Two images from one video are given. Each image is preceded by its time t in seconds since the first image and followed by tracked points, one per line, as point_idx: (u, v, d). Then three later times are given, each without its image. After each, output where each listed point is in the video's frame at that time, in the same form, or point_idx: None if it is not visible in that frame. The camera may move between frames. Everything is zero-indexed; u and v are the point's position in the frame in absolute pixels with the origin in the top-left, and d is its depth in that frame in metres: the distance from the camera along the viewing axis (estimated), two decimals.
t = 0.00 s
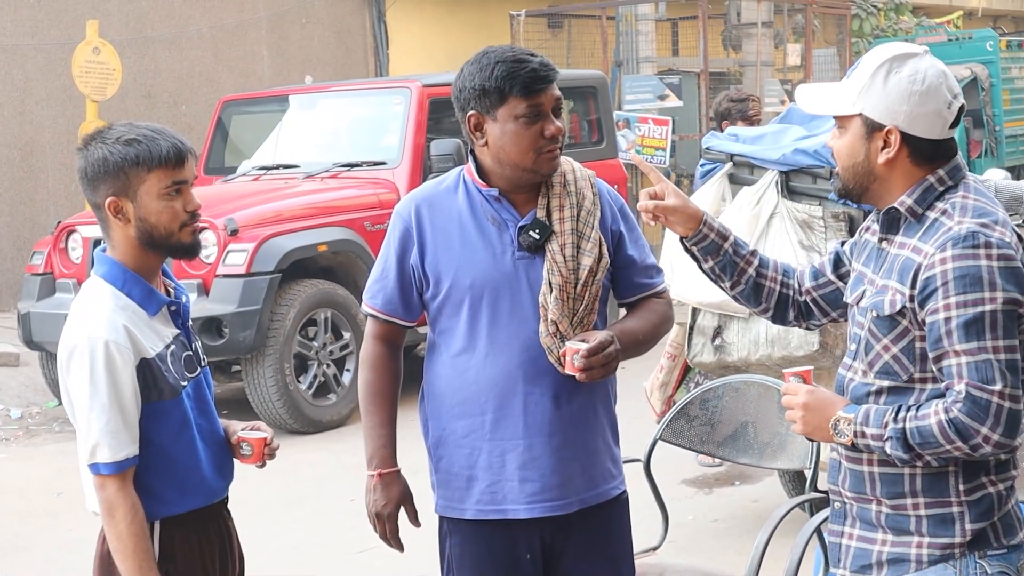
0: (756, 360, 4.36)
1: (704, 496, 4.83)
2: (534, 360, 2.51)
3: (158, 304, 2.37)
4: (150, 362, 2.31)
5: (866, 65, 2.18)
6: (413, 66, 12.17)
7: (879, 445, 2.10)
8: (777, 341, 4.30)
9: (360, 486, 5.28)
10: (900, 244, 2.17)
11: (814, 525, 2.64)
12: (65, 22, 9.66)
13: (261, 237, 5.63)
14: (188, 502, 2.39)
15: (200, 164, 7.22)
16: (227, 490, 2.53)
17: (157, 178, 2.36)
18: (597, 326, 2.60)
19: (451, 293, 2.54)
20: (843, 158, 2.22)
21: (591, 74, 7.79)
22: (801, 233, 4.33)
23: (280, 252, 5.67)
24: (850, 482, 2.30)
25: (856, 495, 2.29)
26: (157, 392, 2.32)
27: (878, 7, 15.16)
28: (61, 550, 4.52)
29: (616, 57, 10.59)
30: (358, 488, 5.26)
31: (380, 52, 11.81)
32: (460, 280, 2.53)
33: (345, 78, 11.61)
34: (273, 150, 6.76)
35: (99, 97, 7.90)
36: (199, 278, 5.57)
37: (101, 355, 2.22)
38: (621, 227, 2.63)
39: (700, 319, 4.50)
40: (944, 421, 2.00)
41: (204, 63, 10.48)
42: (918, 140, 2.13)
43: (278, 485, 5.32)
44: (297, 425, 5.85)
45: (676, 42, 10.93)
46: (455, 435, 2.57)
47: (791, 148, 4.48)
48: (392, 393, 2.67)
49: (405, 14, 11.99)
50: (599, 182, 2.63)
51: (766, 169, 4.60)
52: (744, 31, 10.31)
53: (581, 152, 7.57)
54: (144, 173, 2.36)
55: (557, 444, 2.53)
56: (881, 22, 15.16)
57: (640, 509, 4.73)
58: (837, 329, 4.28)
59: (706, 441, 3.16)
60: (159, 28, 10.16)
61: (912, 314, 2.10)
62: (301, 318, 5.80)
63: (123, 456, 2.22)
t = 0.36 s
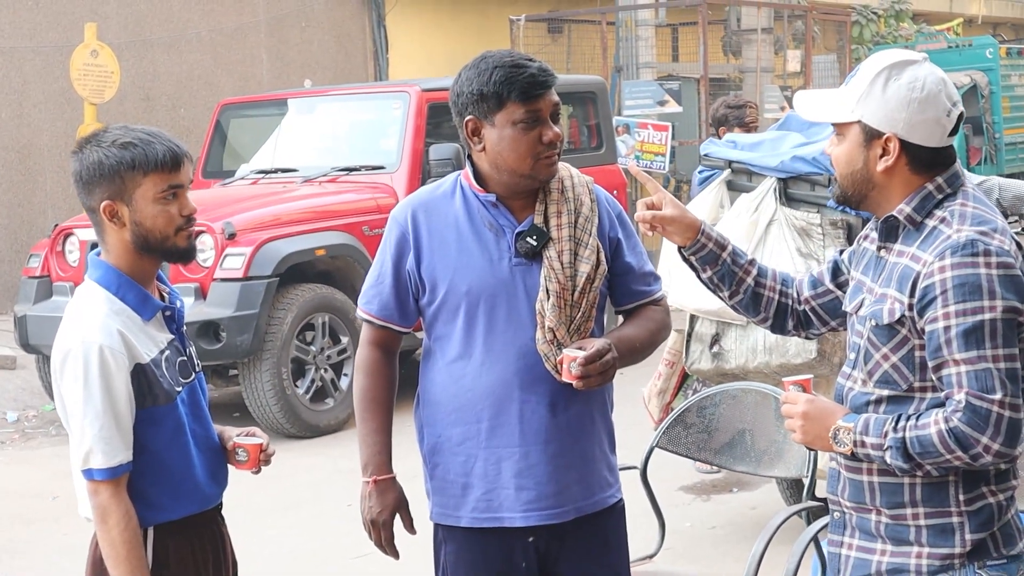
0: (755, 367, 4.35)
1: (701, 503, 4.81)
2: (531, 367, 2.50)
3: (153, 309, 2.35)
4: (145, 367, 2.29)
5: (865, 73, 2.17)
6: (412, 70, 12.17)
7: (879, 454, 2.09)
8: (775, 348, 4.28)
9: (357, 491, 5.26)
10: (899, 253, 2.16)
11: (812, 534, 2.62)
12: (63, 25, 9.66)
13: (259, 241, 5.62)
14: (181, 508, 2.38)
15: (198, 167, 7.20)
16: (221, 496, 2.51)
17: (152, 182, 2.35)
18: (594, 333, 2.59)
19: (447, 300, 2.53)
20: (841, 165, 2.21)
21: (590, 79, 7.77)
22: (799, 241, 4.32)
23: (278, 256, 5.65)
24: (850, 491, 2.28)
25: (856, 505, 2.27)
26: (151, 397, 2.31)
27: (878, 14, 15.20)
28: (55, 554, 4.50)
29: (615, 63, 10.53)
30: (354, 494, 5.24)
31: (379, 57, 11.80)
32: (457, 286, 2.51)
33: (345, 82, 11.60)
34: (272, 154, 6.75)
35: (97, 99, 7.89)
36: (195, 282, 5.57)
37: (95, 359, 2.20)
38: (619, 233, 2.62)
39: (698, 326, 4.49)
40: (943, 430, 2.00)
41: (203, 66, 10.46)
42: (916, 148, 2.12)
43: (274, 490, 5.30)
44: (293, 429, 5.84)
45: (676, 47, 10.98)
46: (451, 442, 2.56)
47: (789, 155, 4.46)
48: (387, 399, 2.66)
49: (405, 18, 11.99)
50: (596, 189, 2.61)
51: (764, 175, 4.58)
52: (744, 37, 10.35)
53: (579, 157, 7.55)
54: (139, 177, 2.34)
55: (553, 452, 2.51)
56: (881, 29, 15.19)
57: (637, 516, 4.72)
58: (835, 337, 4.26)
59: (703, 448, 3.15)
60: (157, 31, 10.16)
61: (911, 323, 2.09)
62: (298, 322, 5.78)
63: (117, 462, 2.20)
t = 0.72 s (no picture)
0: (771, 380, 4.27)
1: (714, 517, 4.73)
2: (530, 378, 2.44)
3: (148, 317, 2.30)
4: (139, 376, 2.24)
5: (874, 80, 2.10)
6: (432, 79, 12.20)
7: (885, 470, 2.02)
8: (792, 361, 4.20)
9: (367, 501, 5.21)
10: (907, 264, 2.09)
11: (818, 553, 2.54)
12: (83, 30, 9.75)
13: (272, 248, 5.60)
14: (173, 519, 2.32)
15: (213, 174, 7.24)
16: (213, 507, 2.47)
17: (150, 187, 2.29)
18: (595, 344, 2.53)
19: (445, 309, 2.48)
20: (849, 174, 2.14)
21: (609, 88, 7.73)
22: (820, 252, 4.23)
23: (291, 264, 5.64)
24: (856, 509, 2.18)
25: (862, 523, 2.17)
26: (145, 406, 2.25)
27: (902, 26, 15.15)
28: (61, 560, 4.48)
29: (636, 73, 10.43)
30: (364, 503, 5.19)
31: (399, 65, 11.83)
32: (454, 295, 2.47)
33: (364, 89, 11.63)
34: (288, 161, 6.75)
35: (114, 105, 7.93)
36: (208, 289, 5.56)
37: (89, 367, 2.15)
38: (622, 242, 2.56)
39: (713, 337, 4.40)
40: (952, 446, 1.92)
41: (222, 72, 10.53)
42: (928, 157, 2.05)
43: (284, 499, 5.26)
44: (306, 438, 5.83)
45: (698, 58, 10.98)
46: (448, 454, 2.50)
47: (811, 165, 4.38)
48: (384, 411, 2.61)
49: (425, 27, 12.02)
50: (599, 196, 2.56)
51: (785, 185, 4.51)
52: (766, 48, 10.30)
53: (597, 167, 7.50)
54: (138, 181, 2.29)
55: (553, 465, 2.45)
56: (905, 41, 15.15)
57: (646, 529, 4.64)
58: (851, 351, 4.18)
59: (710, 463, 3.07)
60: (176, 38, 10.23)
61: (919, 335, 2.01)
62: (310, 331, 5.76)
63: (109, 471, 2.14)
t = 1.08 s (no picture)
0: (772, 383, 4.23)
1: (714, 519, 4.69)
2: (518, 379, 2.42)
3: (132, 316, 2.29)
4: (123, 375, 2.23)
5: (868, 78, 2.07)
6: (438, 79, 12.22)
7: (875, 473, 1.99)
8: (794, 364, 4.17)
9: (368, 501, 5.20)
10: (900, 264, 2.05)
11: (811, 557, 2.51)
12: (88, 29, 9.80)
13: (275, 248, 5.60)
14: (158, 519, 2.31)
15: (217, 173, 7.27)
16: (199, 508, 2.46)
17: (135, 185, 2.28)
18: (585, 344, 2.51)
19: (433, 308, 2.46)
20: (844, 175, 2.10)
21: (615, 89, 7.71)
22: (823, 254, 4.20)
23: (293, 265, 5.63)
24: (847, 511, 2.13)
25: (853, 526, 2.12)
26: (129, 406, 2.24)
27: (912, 28, 15.13)
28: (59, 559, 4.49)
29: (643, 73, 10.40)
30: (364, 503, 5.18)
31: (406, 65, 11.86)
32: (443, 295, 2.45)
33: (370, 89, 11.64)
34: (292, 161, 6.76)
35: (119, 104, 7.95)
36: (210, 288, 5.56)
37: (72, 365, 2.13)
38: (613, 242, 2.53)
39: (716, 338, 4.36)
40: (942, 449, 1.89)
41: (228, 71, 10.57)
42: (922, 156, 2.02)
43: (286, 499, 5.26)
44: (309, 438, 5.82)
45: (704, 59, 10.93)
46: (436, 455, 2.48)
47: (816, 166, 4.35)
48: (375, 413, 2.58)
49: (431, 26, 11.97)
50: (590, 195, 2.54)
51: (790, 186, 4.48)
52: (775, 48, 10.27)
53: (602, 167, 7.47)
54: (123, 179, 2.28)
55: (541, 467, 2.43)
56: (915, 42, 15.15)
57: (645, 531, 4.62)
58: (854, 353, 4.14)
59: (707, 464, 3.05)
60: (182, 37, 10.26)
61: (910, 336, 1.98)
62: (313, 330, 5.75)
63: (93, 471, 2.13)
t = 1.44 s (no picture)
0: (775, 381, 4.21)
1: (718, 517, 4.66)
2: (505, 375, 2.41)
3: (113, 306, 2.30)
4: (103, 365, 2.24)
5: (846, 78, 2.02)
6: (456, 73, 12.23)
7: (847, 474, 1.96)
8: (797, 362, 4.15)
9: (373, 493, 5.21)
10: (874, 261, 2.01)
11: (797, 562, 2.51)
12: (105, 19, 9.88)
13: (284, 240, 5.62)
14: (140, 510, 2.32)
15: (231, 164, 7.31)
16: (182, 499, 2.46)
17: (118, 175, 2.29)
18: (573, 340, 2.49)
19: (421, 303, 2.45)
20: (818, 174, 2.06)
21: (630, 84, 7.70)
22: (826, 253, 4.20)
23: (303, 257, 5.64)
24: (830, 505, 2.10)
25: (835, 519, 2.09)
26: (110, 396, 2.25)
27: (934, 26, 15.08)
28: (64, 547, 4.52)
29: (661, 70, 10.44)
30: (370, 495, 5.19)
31: (424, 59, 11.85)
32: (431, 289, 2.43)
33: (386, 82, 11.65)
34: (304, 153, 6.78)
35: (134, 94, 8.00)
36: (220, 280, 5.59)
37: (52, 355, 2.15)
38: (602, 238, 2.51)
39: (718, 335, 4.35)
40: (912, 451, 1.86)
41: (245, 63, 10.64)
42: (896, 159, 1.97)
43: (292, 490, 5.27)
44: (316, 431, 5.86)
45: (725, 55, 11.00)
46: (422, 449, 2.47)
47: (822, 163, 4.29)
48: (361, 406, 2.57)
49: (450, 21, 12.02)
50: (581, 190, 2.51)
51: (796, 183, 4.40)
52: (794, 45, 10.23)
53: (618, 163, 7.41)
54: (106, 168, 2.28)
55: (527, 463, 2.41)
56: (936, 41, 15.08)
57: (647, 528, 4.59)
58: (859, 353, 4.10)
59: (701, 462, 3.01)
60: (201, 29, 10.32)
61: (884, 335, 1.93)
62: (322, 323, 5.78)
63: (73, 461, 2.14)
